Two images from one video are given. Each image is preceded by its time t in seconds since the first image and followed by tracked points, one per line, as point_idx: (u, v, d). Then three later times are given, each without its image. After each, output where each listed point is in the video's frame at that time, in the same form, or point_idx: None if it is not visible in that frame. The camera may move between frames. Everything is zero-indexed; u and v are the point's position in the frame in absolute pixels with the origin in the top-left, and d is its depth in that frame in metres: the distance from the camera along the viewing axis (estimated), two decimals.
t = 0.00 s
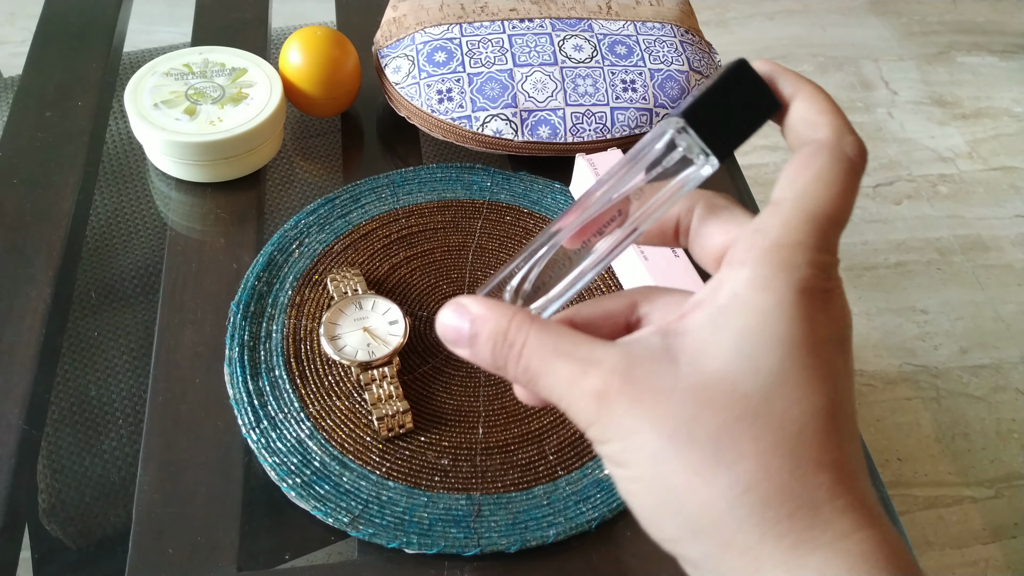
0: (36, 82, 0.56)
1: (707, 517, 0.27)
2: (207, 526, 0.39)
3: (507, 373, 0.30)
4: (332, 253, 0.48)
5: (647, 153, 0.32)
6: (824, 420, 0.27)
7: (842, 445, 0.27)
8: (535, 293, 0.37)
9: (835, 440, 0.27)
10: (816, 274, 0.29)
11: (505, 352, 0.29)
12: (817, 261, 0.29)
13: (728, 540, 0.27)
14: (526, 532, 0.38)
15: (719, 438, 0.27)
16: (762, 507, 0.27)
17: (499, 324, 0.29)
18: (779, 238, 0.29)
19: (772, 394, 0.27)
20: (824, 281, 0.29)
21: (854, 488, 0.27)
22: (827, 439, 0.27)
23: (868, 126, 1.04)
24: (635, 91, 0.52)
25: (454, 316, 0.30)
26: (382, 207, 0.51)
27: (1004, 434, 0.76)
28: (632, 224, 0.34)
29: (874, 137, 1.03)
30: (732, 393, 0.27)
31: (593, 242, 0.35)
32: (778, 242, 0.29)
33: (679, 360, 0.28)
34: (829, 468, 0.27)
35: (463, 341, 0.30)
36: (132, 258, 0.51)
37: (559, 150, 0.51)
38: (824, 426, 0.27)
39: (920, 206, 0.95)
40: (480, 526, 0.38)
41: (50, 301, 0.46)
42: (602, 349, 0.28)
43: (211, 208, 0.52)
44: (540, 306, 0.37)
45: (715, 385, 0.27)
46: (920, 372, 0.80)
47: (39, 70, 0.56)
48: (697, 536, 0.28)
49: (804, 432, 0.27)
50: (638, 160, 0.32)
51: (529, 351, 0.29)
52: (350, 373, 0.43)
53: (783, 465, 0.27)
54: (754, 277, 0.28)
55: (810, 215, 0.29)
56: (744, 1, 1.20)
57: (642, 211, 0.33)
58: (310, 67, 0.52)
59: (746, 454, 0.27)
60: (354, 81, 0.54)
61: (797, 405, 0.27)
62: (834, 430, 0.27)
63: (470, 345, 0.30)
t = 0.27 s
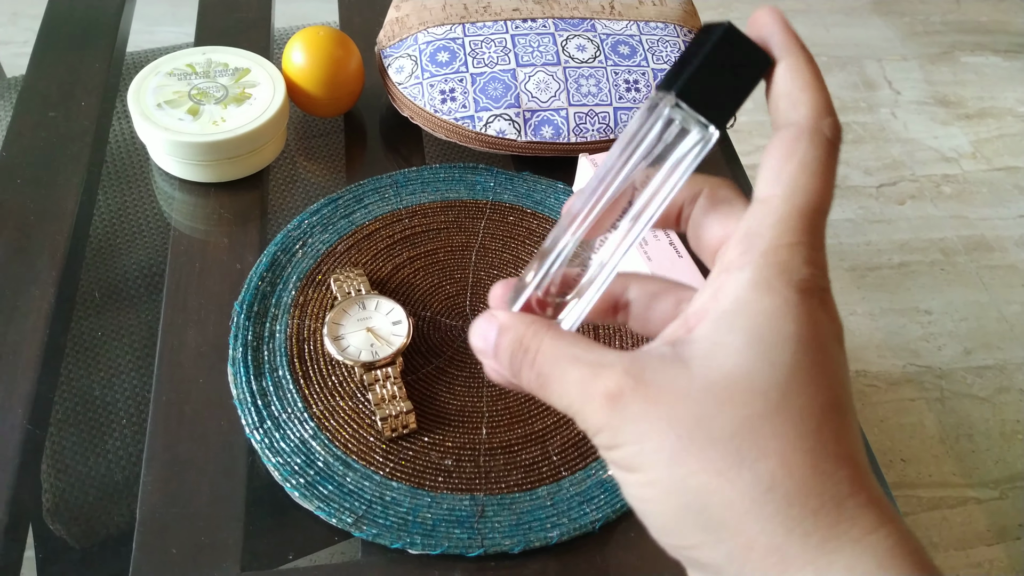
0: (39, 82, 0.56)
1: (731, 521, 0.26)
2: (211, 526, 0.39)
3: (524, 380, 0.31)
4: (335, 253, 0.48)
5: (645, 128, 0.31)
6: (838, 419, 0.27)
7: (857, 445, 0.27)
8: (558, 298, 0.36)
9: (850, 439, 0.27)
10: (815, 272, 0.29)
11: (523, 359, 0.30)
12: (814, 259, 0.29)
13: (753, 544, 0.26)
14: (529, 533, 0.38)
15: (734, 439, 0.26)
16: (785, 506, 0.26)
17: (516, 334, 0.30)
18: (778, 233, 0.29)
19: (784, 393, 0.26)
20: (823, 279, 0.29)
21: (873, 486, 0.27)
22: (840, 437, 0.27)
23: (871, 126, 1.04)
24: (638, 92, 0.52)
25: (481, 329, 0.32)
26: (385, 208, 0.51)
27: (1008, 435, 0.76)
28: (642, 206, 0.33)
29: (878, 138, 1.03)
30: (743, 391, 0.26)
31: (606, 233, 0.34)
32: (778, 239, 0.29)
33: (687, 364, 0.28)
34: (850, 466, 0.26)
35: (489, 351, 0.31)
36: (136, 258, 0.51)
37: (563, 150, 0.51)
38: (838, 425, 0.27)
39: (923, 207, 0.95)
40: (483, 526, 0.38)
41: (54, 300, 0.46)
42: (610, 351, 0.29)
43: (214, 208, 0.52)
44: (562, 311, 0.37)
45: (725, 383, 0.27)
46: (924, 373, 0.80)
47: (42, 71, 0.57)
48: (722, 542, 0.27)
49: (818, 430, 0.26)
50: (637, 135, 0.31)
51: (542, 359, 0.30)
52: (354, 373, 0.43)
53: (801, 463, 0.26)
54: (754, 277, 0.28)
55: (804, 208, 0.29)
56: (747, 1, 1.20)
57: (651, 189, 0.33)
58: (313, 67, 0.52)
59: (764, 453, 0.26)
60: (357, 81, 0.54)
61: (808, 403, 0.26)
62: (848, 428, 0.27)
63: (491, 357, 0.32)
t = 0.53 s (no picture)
0: (43, 86, 0.56)
1: (717, 539, 0.26)
2: (213, 529, 0.39)
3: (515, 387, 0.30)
4: (337, 257, 0.48)
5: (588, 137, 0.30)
6: (812, 428, 0.27)
7: (831, 451, 0.27)
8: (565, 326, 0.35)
9: (824, 447, 0.27)
10: (774, 284, 0.29)
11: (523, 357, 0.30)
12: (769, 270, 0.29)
13: (742, 560, 0.26)
14: (531, 536, 0.38)
15: (718, 456, 0.26)
16: (770, 520, 0.26)
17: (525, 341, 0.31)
18: (739, 247, 0.29)
19: (758, 406, 0.27)
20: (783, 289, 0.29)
21: (852, 492, 0.27)
22: (817, 446, 0.27)
23: (872, 131, 1.04)
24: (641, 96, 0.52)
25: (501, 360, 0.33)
26: (388, 211, 0.51)
27: (1009, 439, 0.76)
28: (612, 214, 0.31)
29: (879, 142, 1.03)
30: (723, 407, 0.27)
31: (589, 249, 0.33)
32: (734, 255, 0.29)
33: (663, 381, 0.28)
34: (830, 474, 0.27)
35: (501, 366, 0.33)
36: (138, 262, 0.51)
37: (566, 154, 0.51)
38: (814, 435, 0.27)
39: (924, 211, 0.95)
40: (486, 530, 0.38)
41: (56, 304, 0.46)
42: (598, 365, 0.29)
43: (217, 211, 0.52)
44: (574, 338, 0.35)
45: (704, 399, 0.27)
46: (925, 377, 0.80)
47: (46, 74, 0.57)
48: (708, 562, 0.27)
49: (793, 441, 0.27)
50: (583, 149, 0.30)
51: (535, 355, 0.30)
52: (356, 377, 0.43)
53: (782, 475, 0.26)
54: (719, 291, 0.28)
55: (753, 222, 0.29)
56: (749, 6, 1.20)
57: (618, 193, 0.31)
58: (316, 72, 0.52)
59: (746, 468, 0.26)
60: (360, 86, 0.55)
61: (781, 415, 0.27)
62: (821, 437, 0.27)
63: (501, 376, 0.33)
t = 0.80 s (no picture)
0: (53, 92, 0.56)
1: (691, 541, 0.27)
2: (221, 534, 0.39)
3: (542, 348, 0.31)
4: (345, 263, 0.49)
5: (597, 156, 0.30)
6: (810, 445, 0.27)
7: (832, 469, 0.27)
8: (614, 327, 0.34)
9: (822, 464, 0.27)
10: (804, 293, 0.28)
11: (546, 325, 0.30)
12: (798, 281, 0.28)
13: (713, 566, 0.27)
14: (537, 543, 0.38)
15: (705, 465, 0.27)
16: (743, 534, 0.26)
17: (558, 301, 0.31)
18: (763, 258, 0.28)
19: (757, 421, 0.26)
20: (812, 300, 0.28)
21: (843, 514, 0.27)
22: (812, 463, 0.27)
23: (877, 139, 1.04)
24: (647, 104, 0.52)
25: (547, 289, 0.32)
26: (395, 218, 0.52)
27: (1015, 448, 0.76)
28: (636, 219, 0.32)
29: (884, 150, 1.03)
30: (720, 417, 0.26)
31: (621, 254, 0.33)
32: (766, 263, 0.28)
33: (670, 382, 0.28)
34: (818, 496, 0.26)
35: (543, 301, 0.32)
36: (146, 267, 0.51)
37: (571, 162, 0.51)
38: (812, 452, 0.27)
39: (929, 219, 0.95)
40: (492, 536, 0.38)
41: (65, 309, 0.46)
42: (614, 353, 0.29)
43: (225, 217, 0.53)
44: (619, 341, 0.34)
45: (703, 408, 0.27)
46: (930, 385, 0.80)
47: (56, 80, 0.57)
48: (682, 560, 0.28)
49: (786, 460, 0.26)
50: (594, 168, 0.30)
51: (558, 330, 0.30)
52: (363, 382, 0.43)
53: (765, 493, 0.26)
54: (740, 295, 0.27)
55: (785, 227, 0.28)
56: (754, 14, 1.21)
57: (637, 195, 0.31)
58: (324, 78, 0.53)
59: (733, 481, 0.26)
60: (367, 93, 0.55)
61: (778, 431, 0.26)
62: (820, 454, 0.27)
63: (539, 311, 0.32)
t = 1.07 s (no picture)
0: (55, 91, 0.57)
1: (680, 544, 0.28)
2: (222, 533, 0.39)
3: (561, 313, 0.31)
4: (346, 262, 0.48)
5: (595, 128, 0.30)
6: (820, 472, 0.26)
7: (841, 498, 0.27)
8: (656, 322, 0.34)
9: (828, 493, 0.26)
10: (847, 316, 0.28)
11: (564, 291, 0.31)
12: (839, 301, 0.28)
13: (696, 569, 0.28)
14: (539, 542, 0.38)
15: (703, 473, 0.27)
16: (726, 548, 0.27)
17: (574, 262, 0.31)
18: (795, 269, 0.28)
19: (766, 438, 0.27)
20: (856, 324, 0.28)
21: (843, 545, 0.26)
22: (815, 491, 0.26)
23: (879, 137, 1.04)
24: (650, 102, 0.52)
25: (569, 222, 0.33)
26: (396, 217, 0.51)
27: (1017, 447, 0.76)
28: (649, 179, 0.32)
29: (886, 148, 1.03)
30: (728, 427, 0.27)
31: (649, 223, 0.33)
32: (798, 276, 0.28)
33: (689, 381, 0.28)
34: (812, 525, 0.26)
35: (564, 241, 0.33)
36: (149, 265, 0.51)
37: (574, 160, 0.51)
38: (821, 479, 0.26)
39: (931, 218, 0.95)
40: (494, 535, 0.38)
41: (67, 307, 0.47)
42: (632, 339, 0.29)
43: (227, 216, 0.53)
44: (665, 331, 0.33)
45: (712, 416, 0.27)
46: (932, 384, 0.80)
47: (58, 80, 0.57)
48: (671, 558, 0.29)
49: (786, 484, 0.26)
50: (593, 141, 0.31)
51: (575, 310, 0.30)
52: (364, 382, 0.43)
53: (756, 514, 0.27)
54: (772, 307, 0.28)
55: (822, 240, 0.29)
56: (756, 12, 1.20)
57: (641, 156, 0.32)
58: (326, 78, 0.53)
59: (727, 494, 0.27)
60: (369, 92, 0.55)
61: (784, 453, 0.26)
62: (829, 482, 0.26)
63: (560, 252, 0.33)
